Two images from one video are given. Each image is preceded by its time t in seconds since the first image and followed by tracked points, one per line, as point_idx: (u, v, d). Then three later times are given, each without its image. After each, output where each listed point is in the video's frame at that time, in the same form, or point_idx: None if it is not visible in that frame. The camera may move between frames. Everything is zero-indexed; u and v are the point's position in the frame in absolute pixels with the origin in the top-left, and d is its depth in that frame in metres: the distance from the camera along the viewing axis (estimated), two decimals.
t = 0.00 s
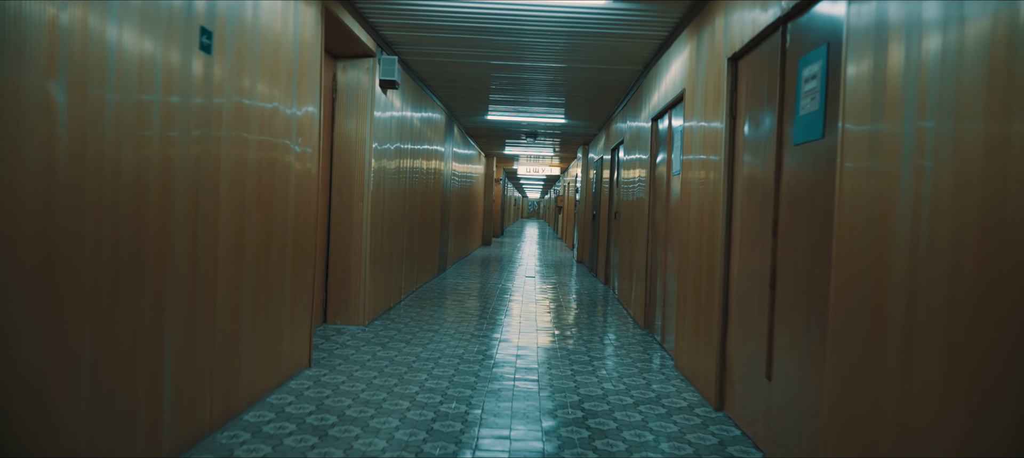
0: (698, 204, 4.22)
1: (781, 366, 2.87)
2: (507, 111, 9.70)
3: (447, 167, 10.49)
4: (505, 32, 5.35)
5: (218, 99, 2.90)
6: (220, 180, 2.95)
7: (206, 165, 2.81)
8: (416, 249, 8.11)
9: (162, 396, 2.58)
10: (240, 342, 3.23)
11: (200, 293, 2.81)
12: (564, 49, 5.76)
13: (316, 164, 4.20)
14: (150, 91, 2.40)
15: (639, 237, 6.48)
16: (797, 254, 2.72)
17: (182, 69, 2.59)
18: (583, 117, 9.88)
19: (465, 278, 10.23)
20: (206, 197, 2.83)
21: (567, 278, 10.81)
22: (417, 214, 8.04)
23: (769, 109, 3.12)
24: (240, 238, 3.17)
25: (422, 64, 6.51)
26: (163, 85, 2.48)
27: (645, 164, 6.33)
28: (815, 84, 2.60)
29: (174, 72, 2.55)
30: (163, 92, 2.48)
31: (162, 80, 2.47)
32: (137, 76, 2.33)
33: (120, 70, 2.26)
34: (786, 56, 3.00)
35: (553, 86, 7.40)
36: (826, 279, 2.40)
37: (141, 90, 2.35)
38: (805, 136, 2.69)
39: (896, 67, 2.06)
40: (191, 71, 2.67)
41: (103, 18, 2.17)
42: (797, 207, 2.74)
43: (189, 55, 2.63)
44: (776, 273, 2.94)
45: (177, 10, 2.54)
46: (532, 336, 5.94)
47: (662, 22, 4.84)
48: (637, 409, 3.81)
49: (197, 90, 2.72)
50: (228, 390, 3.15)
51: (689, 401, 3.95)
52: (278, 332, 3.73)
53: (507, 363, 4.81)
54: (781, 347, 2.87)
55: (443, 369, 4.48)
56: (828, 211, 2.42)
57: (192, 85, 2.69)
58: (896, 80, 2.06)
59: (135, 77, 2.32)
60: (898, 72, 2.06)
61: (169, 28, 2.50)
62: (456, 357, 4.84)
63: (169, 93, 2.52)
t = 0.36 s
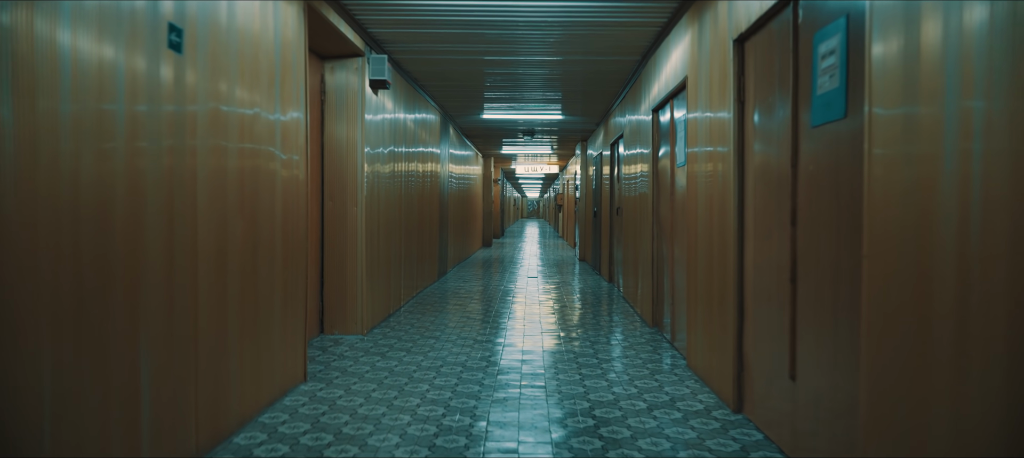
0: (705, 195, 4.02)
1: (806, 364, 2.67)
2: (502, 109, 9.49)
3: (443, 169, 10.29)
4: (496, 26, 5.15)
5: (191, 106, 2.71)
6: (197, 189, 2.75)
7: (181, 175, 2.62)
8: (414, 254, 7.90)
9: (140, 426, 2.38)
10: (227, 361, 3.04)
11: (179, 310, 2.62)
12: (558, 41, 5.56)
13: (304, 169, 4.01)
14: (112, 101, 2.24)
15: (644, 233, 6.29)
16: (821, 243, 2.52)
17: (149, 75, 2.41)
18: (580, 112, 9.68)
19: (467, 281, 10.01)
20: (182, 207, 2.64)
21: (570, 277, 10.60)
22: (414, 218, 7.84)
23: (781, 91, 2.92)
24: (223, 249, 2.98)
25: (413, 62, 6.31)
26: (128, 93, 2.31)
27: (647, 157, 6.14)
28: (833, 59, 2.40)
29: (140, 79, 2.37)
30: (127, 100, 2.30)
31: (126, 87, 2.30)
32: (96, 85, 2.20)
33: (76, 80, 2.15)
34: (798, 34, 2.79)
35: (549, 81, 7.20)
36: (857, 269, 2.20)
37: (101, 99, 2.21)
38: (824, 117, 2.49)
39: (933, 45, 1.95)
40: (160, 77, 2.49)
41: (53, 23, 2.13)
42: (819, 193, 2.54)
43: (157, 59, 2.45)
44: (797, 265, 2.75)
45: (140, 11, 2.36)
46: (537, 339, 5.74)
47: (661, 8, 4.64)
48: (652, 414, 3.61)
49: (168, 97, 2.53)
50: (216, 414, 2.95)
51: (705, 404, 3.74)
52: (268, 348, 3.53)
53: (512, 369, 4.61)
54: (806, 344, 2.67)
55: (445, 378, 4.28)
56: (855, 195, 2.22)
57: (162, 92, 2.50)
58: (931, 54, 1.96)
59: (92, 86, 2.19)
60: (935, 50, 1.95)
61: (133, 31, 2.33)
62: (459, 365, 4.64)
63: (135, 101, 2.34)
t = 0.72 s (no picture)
0: (715, 187, 3.83)
1: (838, 363, 2.48)
2: (498, 107, 9.30)
3: (440, 171, 10.09)
4: (488, 20, 4.96)
5: (162, 116, 2.51)
6: (172, 201, 2.55)
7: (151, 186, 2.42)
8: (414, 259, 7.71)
9: None
10: (214, 383, 2.84)
11: (155, 332, 2.42)
12: (552, 33, 5.37)
13: (292, 176, 3.81)
14: (69, 112, 2.15)
15: (649, 228, 6.09)
16: (850, 232, 2.32)
17: (111, 84, 2.25)
18: (578, 107, 9.48)
19: (469, 283, 9.82)
20: (154, 221, 2.45)
21: (574, 276, 10.40)
22: (412, 221, 7.64)
23: (795, 70, 2.73)
24: (204, 263, 2.78)
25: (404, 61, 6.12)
26: (87, 104, 2.18)
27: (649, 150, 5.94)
28: (856, 32, 2.21)
29: (101, 88, 2.22)
30: (86, 111, 2.17)
31: (83, 97, 2.17)
32: (49, 96, 2.15)
33: (26, 91, 2.15)
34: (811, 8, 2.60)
35: (545, 76, 7.01)
36: (896, 259, 2.00)
37: (57, 111, 2.15)
38: (848, 95, 2.29)
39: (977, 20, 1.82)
40: (125, 85, 2.31)
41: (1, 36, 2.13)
42: (846, 178, 2.34)
43: (121, 66, 2.29)
44: (823, 256, 2.55)
45: (95, 15, 2.22)
46: (544, 343, 5.53)
47: None
48: (669, 420, 3.40)
49: (134, 107, 2.34)
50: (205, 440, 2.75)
51: (725, 407, 3.53)
52: (260, 365, 3.33)
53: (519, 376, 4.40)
54: (837, 342, 2.47)
55: (448, 389, 4.08)
56: (892, 177, 2.02)
57: (128, 102, 2.32)
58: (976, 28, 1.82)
59: (47, 97, 2.15)
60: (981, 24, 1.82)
61: (87, 35, 2.20)
62: (463, 374, 4.44)
63: (95, 112, 2.19)
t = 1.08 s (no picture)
0: (725, 179, 3.63)
1: (873, 365, 2.28)
2: (494, 106, 9.10)
3: (437, 174, 9.89)
4: (480, 15, 4.77)
5: (128, 127, 2.31)
6: (143, 216, 2.36)
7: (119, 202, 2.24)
8: (413, 264, 7.51)
9: None
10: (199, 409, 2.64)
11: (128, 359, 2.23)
12: (545, 25, 5.18)
13: (278, 185, 3.60)
14: (20, 127, 2.03)
15: (654, 224, 5.89)
16: (882, 223, 2.12)
17: (66, 95, 2.10)
18: (575, 103, 9.28)
19: (471, 287, 9.62)
20: (122, 239, 2.25)
21: (577, 276, 10.20)
22: (409, 226, 7.44)
23: (811, 49, 2.53)
24: (182, 282, 2.57)
25: (395, 61, 5.93)
26: (42, 118, 2.06)
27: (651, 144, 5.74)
28: (883, 3, 2.01)
29: (56, 101, 2.08)
30: (39, 126, 2.05)
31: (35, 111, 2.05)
32: None
33: None
34: None
35: (540, 71, 6.82)
36: (943, 249, 1.80)
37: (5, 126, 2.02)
38: (875, 72, 2.09)
39: None
40: (85, 97, 2.15)
41: None
42: (877, 163, 2.14)
43: (78, 75, 2.13)
44: (851, 249, 2.35)
45: (45, 22, 2.07)
46: (550, 347, 5.31)
47: None
48: (687, 428, 3.18)
49: (96, 119, 2.18)
50: None
51: (746, 412, 3.32)
52: (250, 386, 3.12)
53: (526, 384, 4.18)
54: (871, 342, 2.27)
55: (452, 402, 3.80)
56: (934, 160, 1.82)
57: (89, 115, 2.16)
58: None
59: None
60: None
61: (37, 44, 2.06)
62: (467, 384, 4.22)
63: (51, 127, 2.07)
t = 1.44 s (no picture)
0: (736, 169, 3.42)
1: (917, 366, 2.07)
2: (489, 105, 8.89)
3: (434, 176, 9.69)
4: (471, 8, 4.56)
5: (86, 141, 2.16)
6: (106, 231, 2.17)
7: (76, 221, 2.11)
8: (412, 270, 7.31)
9: None
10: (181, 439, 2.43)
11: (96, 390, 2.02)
12: (539, 17, 4.97)
13: (262, 194, 3.39)
14: None
15: (660, 219, 5.68)
16: (927, 209, 1.91)
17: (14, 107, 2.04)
18: (572, 99, 9.07)
19: (472, 290, 9.40)
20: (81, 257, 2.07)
21: (580, 275, 9.98)
22: (407, 231, 7.23)
23: (831, 23, 2.32)
24: (157, 303, 2.38)
25: (385, 60, 5.72)
26: None
27: (653, 137, 5.53)
28: None
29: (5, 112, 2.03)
30: None
31: None
32: None
33: None
34: None
35: (535, 66, 6.62)
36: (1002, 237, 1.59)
37: None
38: (910, 44, 1.88)
39: None
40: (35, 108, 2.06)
41: None
42: (916, 143, 1.93)
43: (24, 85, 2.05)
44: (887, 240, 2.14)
45: None
46: (557, 350, 5.08)
47: None
48: (708, 437, 2.94)
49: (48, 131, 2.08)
50: None
51: (769, 418, 3.08)
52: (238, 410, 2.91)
53: (533, 391, 3.95)
54: (916, 341, 2.06)
55: (456, 416, 3.59)
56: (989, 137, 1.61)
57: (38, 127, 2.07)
58: None
59: None
60: None
61: None
62: (471, 395, 3.99)
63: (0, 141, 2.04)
